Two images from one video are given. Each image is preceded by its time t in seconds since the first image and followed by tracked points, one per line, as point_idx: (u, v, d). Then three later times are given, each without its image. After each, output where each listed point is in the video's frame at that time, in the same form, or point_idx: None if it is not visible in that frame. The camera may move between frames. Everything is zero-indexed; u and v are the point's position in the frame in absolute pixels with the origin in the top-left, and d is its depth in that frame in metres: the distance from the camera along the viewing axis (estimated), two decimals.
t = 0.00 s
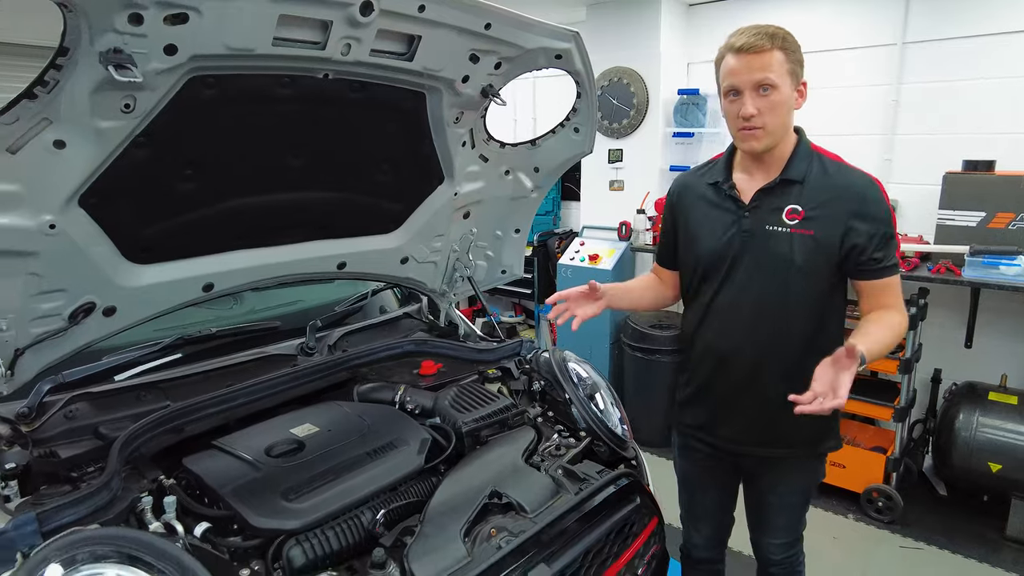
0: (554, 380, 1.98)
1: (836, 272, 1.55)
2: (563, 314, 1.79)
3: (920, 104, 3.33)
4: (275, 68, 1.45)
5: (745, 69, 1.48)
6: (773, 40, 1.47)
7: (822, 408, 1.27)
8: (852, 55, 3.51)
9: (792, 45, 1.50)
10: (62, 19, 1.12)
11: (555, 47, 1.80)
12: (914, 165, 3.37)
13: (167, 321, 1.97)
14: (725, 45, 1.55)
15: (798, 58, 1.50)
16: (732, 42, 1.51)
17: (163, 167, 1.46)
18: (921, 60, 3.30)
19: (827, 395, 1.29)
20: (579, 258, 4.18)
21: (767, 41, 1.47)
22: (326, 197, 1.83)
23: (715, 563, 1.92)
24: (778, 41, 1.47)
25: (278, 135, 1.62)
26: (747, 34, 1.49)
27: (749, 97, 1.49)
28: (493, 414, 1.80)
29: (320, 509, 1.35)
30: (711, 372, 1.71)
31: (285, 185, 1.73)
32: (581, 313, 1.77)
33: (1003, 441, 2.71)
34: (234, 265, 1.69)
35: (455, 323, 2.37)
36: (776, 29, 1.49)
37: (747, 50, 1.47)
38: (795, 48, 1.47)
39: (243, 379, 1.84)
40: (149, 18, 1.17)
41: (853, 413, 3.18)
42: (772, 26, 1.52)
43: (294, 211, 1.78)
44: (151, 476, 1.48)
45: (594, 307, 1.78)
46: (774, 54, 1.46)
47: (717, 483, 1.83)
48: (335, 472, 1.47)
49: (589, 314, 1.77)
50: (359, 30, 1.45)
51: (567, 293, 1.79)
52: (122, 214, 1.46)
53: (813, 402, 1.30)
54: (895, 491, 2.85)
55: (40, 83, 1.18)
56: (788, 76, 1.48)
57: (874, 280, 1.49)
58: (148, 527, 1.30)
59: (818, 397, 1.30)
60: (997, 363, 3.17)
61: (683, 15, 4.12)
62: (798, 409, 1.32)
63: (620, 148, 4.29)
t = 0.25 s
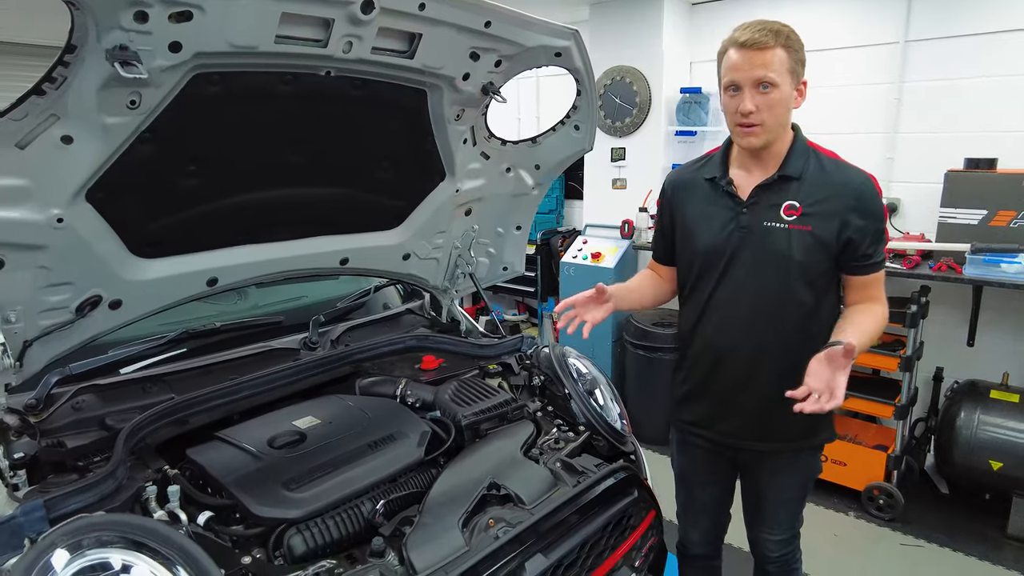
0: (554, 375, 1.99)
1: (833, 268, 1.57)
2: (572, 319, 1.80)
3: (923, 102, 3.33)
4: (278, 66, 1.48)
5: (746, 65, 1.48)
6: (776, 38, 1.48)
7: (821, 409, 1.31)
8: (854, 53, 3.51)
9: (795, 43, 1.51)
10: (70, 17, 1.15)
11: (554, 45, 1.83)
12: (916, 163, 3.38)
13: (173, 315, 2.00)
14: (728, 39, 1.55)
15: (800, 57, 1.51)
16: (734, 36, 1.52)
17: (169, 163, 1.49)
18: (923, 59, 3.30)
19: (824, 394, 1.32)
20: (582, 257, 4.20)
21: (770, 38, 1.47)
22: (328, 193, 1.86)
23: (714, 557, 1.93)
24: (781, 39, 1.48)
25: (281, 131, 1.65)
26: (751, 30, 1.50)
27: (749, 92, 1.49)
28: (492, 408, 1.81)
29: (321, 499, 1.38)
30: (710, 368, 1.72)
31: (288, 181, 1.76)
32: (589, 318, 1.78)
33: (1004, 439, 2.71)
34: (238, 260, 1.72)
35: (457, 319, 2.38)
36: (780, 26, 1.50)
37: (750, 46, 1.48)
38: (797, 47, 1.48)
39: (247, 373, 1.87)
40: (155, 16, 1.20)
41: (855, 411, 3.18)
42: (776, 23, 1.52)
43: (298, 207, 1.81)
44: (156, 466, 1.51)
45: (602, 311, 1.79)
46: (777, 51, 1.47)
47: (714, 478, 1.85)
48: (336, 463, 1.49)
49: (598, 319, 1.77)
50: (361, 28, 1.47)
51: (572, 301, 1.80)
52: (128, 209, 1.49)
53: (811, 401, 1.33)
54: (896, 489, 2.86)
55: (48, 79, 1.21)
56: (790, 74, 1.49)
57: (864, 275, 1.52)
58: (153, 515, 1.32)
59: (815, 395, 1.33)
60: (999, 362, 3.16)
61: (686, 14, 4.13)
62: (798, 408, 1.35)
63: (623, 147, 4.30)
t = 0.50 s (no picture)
0: (556, 373, 2.01)
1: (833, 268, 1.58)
2: (572, 309, 1.82)
3: (927, 102, 3.32)
4: (283, 68, 1.50)
5: (741, 69, 1.50)
6: (771, 40, 1.49)
7: (808, 402, 1.32)
8: (858, 53, 3.51)
9: (790, 44, 1.52)
10: (80, 21, 1.17)
11: (556, 46, 1.84)
12: (920, 164, 3.37)
13: (180, 313, 2.03)
14: (723, 44, 1.57)
15: (796, 57, 1.52)
16: (729, 41, 1.54)
17: (175, 163, 1.52)
18: (927, 59, 3.30)
19: (811, 387, 1.33)
20: (585, 256, 4.21)
21: (764, 41, 1.49)
22: (332, 193, 1.88)
23: (713, 554, 1.94)
24: (775, 41, 1.49)
25: (286, 132, 1.67)
26: (745, 34, 1.51)
27: (746, 96, 1.51)
28: (494, 405, 1.84)
29: (323, 494, 1.40)
30: (710, 366, 1.73)
31: (292, 181, 1.78)
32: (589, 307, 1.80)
33: (1007, 440, 2.71)
34: (243, 259, 1.74)
35: (460, 318, 2.41)
36: (773, 28, 1.51)
37: (745, 50, 1.49)
38: (792, 48, 1.49)
39: (252, 370, 1.89)
40: (162, 20, 1.23)
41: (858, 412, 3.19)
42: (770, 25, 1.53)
43: (302, 207, 1.84)
44: (162, 461, 1.53)
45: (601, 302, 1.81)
46: (771, 53, 1.48)
47: (714, 476, 1.86)
48: (338, 459, 1.51)
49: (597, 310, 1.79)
50: (364, 31, 1.49)
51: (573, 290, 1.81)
52: (135, 208, 1.52)
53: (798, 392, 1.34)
54: (898, 489, 2.86)
55: (59, 83, 1.24)
56: (786, 75, 1.50)
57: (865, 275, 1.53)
58: (159, 508, 1.35)
59: (803, 387, 1.34)
60: (1003, 362, 3.16)
61: (690, 15, 4.14)
62: (785, 399, 1.36)
63: (627, 147, 4.32)
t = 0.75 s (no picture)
0: (556, 373, 2.02)
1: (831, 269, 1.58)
2: (574, 303, 1.82)
3: (931, 103, 3.31)
4: (285, 70, 1.52)
5: (744, 70, 1.51)
6: (774, 43, 1.50)
7: (780, 390, 1.33)
8: (862, 54, 3.51)
9: (795, 47, 1.52)
10: (85, 26, 1.19)
11: (556, 48, 1.85)
12: (924, 164, 3.36)
13: (184, 313, 2.05)
14: (727, 47, 1.58)
15: (800, 60, 1.53)
16: (734, 43, 1.54)
17: (179, 164, 1.54)
18: (931, 60, 3.29)
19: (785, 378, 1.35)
20: (589, 257, 4.21)
21: (768, 44, 1.49)
22: (334, 193, 1.90)
23: (712, 554, 1.95)
24: (779, 44, 1.50)
25: (288, 133, 1.69)
26: (749, 37, 1.52)
27: (747, 97, 1.52)
28: (494, 405, 1.85)
29: (324, 492, 1.42)
30: (709, 365, 1.74)
31: (295, 182, 1.80)
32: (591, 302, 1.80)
33: (1011, 441, 2.70)
34: (246, 259, 1.76)
35: (462, 318, 2.42)
36: (778, 31, 1.52)
37: (748, 53, 1.50)
38: (796, 50, 1.49)
39: (255, 369, 1.91)
40: (165, 24, 1.24)
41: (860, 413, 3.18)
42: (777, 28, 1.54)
43: (305, 207, 1.85)
44: (165, 458, 1.55)
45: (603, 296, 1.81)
46: (775, 55, 1.49)
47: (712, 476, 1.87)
48: (339, 458, 1.53)
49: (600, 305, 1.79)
50: (365, 33, 1.51)
51: (576, 284, 1.81)
52: (140, 209, 1.54)
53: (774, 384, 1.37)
54: (901, 490, 2.86)
55: (65, 85, 1.26)
56: (789, 77, 1.51)
57: (866, 276, 1.52)
58: (163, 505, 1.37)
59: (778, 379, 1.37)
60: (1007, 364, 3.15)
61: (694, 16, 4.14)
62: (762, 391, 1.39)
63: (631, 147, 4.32)
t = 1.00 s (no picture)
0: (560, 372, 2.02)
1: (833, 269, 1.55)
2: (593, 300, 1.82)
3: (938, 101, 3.29)
4: (289, 68, 1.51)
5: (728, 80, 1.55)
6: (755, 48, 1.51)
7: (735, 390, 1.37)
8: (868, 53, 3.49)
9: (782, 47, 1.51)
10: (89, 23, 1.19)
11: (561, 46, 1.84)
12: (931, 163, 3.34)
13: (189, 311, 2.06)
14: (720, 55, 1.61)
15: (789, 59, 1.50)
16: (722, 53, 1.58)
17: (183, 162, 1.53)
18: (938, 58, 3.27)
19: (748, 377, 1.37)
20: (593, 256, 4.20)
21: (746, 51, 1.51)
22: (338, 191, 1.90)
23: (717, 554, 1.94)
24: (759, 48, 1.50)
25: (292, 131, 1.68)
26: (733, 45, 1.55)
27: (733, 105, 1.56)
28: (498, 404, 1.84)
29: (326, 491, 1.41)
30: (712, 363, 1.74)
31: (300, 180, 1.80)
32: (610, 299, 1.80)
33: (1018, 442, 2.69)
34: (250, 257, 1.76)
35: (466, 317, 2.41)
36: (761, 34, 1.52)
37: (729, 63, 1.54)
38: (778, 51, 1.48)
39: (259, 367, 1.91)
40: (169, 21, 1.24)
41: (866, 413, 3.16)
42: (763, 30, 1.53)
43: (309, 205, 1.85)
44: (169, 456, 1.55)
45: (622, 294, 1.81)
46: (755, 61, 1.50)
47: (717, 474, 1.87)
48: (342, 456, 1.53)
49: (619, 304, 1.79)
50: (369, 31, 1.50)
51: (597, 282, 1.82)
52: (144, 207, 1.54)
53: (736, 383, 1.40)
54: (907, 491, 2.84)
55: (69, 82, 1.26)
56: (773, 79, 1.50)
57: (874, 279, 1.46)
58: (166, 503, 1.37)
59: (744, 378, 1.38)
60: (1015, 364, 3.12)
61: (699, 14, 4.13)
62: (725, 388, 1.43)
63: (635, 146, 4.31)
